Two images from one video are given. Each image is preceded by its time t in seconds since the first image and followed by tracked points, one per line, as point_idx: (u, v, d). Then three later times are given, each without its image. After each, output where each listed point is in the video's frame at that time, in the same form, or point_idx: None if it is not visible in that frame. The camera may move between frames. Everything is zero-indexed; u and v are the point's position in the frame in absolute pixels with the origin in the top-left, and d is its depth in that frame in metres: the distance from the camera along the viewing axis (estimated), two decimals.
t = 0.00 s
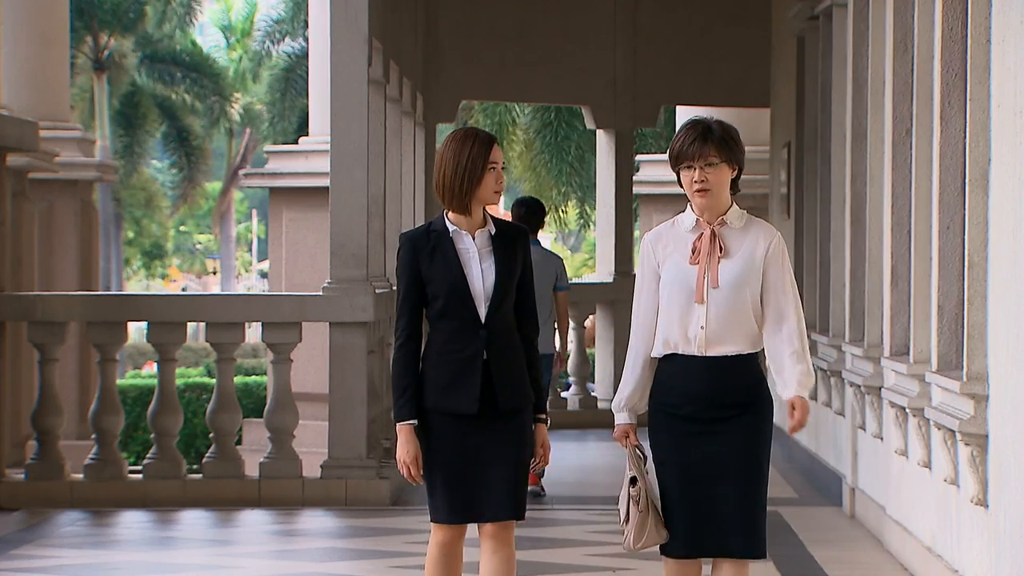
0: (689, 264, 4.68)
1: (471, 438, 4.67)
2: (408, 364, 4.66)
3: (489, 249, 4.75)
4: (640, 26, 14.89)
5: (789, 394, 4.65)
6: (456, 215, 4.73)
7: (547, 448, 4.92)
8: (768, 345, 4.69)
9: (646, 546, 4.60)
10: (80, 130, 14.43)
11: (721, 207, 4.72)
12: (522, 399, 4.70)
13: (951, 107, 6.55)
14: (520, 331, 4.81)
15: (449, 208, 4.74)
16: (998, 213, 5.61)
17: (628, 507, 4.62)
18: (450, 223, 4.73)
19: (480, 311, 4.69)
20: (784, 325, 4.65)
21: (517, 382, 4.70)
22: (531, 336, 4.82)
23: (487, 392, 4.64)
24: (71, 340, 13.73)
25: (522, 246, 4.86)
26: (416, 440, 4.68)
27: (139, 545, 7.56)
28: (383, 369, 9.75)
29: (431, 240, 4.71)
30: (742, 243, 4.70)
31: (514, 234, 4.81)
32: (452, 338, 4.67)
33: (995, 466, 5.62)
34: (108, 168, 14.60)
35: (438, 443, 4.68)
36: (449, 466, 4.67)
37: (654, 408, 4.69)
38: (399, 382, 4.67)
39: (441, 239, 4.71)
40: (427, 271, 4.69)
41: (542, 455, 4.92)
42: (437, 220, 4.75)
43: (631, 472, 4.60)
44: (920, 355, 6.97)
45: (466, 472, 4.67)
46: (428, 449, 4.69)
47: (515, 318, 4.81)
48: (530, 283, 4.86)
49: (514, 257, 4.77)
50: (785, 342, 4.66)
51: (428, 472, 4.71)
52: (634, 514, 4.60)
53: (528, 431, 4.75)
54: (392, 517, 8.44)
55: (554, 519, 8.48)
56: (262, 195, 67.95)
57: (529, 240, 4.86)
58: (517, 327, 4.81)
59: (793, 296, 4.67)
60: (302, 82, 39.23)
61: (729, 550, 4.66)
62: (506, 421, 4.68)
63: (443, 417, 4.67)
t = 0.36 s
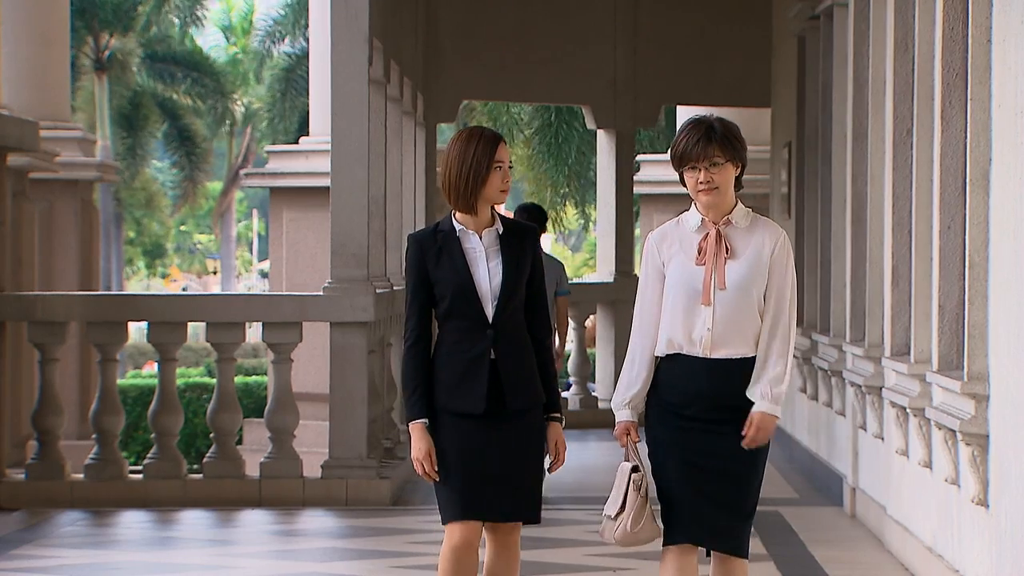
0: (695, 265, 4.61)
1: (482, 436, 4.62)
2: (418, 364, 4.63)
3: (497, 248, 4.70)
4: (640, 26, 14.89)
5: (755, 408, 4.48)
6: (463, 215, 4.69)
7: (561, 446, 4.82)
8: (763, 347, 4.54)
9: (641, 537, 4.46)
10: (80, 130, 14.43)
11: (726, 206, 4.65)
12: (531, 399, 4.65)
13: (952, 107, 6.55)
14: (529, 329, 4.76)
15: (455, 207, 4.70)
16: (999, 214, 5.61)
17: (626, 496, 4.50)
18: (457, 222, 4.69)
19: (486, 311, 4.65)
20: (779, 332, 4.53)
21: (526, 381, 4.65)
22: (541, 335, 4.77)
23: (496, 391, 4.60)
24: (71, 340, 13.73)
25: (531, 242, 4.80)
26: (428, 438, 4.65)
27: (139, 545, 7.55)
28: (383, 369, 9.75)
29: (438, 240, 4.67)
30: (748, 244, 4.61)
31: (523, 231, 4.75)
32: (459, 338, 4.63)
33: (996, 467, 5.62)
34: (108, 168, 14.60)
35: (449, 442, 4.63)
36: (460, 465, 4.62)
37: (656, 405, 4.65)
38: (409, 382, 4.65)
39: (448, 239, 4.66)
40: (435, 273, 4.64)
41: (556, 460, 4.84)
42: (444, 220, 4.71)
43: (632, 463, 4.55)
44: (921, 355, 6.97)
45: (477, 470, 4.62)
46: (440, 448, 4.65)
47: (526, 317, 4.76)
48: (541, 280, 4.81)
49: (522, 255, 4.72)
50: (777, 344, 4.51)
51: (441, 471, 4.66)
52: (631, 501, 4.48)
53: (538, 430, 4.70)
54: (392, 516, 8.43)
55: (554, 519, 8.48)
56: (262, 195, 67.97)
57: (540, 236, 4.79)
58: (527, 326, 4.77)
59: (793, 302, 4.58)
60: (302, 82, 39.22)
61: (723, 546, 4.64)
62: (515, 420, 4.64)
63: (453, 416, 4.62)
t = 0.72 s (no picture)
0: (695, 269, 4.57)
1: (476, 439, 4.59)
2: (414, 365, 4.62)
3: (496, 249, 4.67)
4: (640, 27, 14.89)
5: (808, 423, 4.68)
6: (461, 216, 4.66)
7: (558, 453, 4.79)
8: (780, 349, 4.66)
9: (648, 551, 4.39)
10: (80, 130, 14.42)
11: (723, 209, 4.63)
12: (528, 402, 4.62)
13: (953, 107, 6.55)
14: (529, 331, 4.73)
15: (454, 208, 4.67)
16: (999, 214, 5.61)
17: (630, 509, 4.42)
18: (456, 224, 4.66)
19: (485, 313, 4.62)
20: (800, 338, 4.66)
21: (525, 383, 4.61)
22: (541, 338, 4.73)
23: (490, 394, 4.56)
24: (71, 340, 13.73)
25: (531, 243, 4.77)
26: (419, 442, 4.63)
27: (139, 546, 7.55)
28: (383, 369, 9.75)
29: (437, 241, 4.65)
30: (747, 248, 4.60)
31: (523, 232, 4.72)
32: (457, 340, 4.61)
33: (996, 467, 5.62)
34: (108, 168, 14.59)
35: (442, 445, 4.61)
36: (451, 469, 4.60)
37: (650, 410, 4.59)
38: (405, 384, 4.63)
39: (447, 241, 4.64)
40: (433, 274, 4.63)
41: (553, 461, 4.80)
42: (443, 221, 4.68)
43: (633, 475, 4.47)
44: (921, 355, 6.97)
45: (469, 472, 4.59)
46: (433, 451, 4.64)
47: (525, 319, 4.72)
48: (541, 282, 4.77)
49: (522, 256, 4.69)
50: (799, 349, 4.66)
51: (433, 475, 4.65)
52: (635, 515, 4.40)
53: (534, 434, 4.66)
54: (393, 516, 8.43)
55: (554, 519, 8.48)
56: (262, 195, 67.98)
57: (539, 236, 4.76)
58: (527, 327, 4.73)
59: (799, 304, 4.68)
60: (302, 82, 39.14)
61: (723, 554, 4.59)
62: (510, 424, 4.60)
63: (446, 418, 4.60)
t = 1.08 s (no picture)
0: (691, 264, 4.53)
1: (467, 438, 4.51)
2: (404, 362, 4.52)
3: (487, 244, 4.59)
4: (640, 26, 14.89)
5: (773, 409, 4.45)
6: (451, 212, 4.57)
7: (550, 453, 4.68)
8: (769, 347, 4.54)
9: (644, 556, 4.39)
10: (80, 130, 14.42)
11: (717, 203, 4.61)
12: (521, 401, 4.54)
13: (953, 106, 6.55)
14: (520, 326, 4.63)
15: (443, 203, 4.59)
16: (999, 214, 5.61)
17: (630, 513, 4.39)
18: (445, 219, 4.58)
19: (478, 308, 4.53)
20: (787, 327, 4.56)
21: (518, 382, 4.53)
22: (531, 335, 4.64)
23: (485, 392, 4.48)
24: (72, 339, 13.73)
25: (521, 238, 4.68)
26: (407, 440, 4.52)
27: (139, 545, 7.55)
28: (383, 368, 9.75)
29: (427, 237, 4.56)
30: (743, 242, 4.56)
31: (514, 226, 4.63)
32: (450, 337, 4.52)
33: (996, 467, 5.62)
34: (108, 168, 14.60)
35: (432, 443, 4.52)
36: (442, 468, 4.52)
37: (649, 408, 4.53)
38: (394, 381, 4.53)
39: (437, 236, 4.55)
40: (424, 269, 4.53)
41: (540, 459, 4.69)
42: (432, 217, 4.59)
43: (635, 479, 4.42)
44: (921, 355, 6.97)
45: (460, 472, 4.51)
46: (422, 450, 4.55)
47: (516, 316, 4.63)
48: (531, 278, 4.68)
49: (513, 251, 4.60)
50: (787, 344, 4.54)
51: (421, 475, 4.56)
52: (634, 520, 4.38)
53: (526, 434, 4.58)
54: (392, 516, 8.43)
55: (554, 518, 8.47)
56: (262, 195, 67.97)
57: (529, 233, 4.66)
58: (517, 325, 4.63)
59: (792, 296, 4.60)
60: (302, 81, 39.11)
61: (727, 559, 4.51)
62: (503, 423, 4.52)
63: (437, 417, 4.51)
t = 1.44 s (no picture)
0: (689, 264, 4.48)
1: (464, 438, 4.50)
2: (398, 361, 4.49)
3: (483, 243, 4.58)
4: (640, 26, 14.88)
5: (778, 415, 4.39)
6: (447, 210, 4.55)
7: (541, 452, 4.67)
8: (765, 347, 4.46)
9: (647, 541, 4.33)
10: (79, 130, 14.42)
11: (718, 202, 4.55)
12: (516, 401, 4.53)
13: (953, 106, 6.55)
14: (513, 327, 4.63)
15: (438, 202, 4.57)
16: (999, 214, 5.61)
17: (630, 499, 4.34)
18: (442, 218, 4.56)
19: (474, 308, 4.52)
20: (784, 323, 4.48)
21: (513, 382, 4.52)
22: (524, 336, 4.63)
23: (480, 393, 4.47)
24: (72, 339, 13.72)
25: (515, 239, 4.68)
26: (405, 440, 4.49)
27: (138, 545, 7.54)
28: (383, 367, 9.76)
29: (423, 235, 4.54)
30: (742, 241, 4.51)
31: (511, 226, 4.62)
32: (444, 337, 4.50)
33: (996, 467, 5.62)
34: (108, 167, 14.59)
35: (430, 444, 4.51)
36: (440, 470, 4.50)
37: (654, 413, 4.50)
38: (390, 381, 4.50)
39: (433, 235, 4.53)
40: (419, 268, 4.52)
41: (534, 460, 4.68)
42: (428, 215, 4.58)
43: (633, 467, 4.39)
44: (921, 354, 6.97)
45: (458, 474, 4.50)
46: (419, 450, 4.52)
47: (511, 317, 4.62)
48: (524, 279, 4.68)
49: (508, 251, 4.59)
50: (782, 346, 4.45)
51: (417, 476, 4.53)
52: (636, 504, 4.33)
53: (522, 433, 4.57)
54: (392, 516, 8.42)
55: (554, 518, 8.47)
56: (262, 195, 67.97)
57: (525, 232, 4.64)
58: (511, 327, 4.62)
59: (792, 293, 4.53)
60: (302, 81, 39.07)
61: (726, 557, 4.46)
62: (499, 423, 4.51)
63: (434, 417, 4.49)
